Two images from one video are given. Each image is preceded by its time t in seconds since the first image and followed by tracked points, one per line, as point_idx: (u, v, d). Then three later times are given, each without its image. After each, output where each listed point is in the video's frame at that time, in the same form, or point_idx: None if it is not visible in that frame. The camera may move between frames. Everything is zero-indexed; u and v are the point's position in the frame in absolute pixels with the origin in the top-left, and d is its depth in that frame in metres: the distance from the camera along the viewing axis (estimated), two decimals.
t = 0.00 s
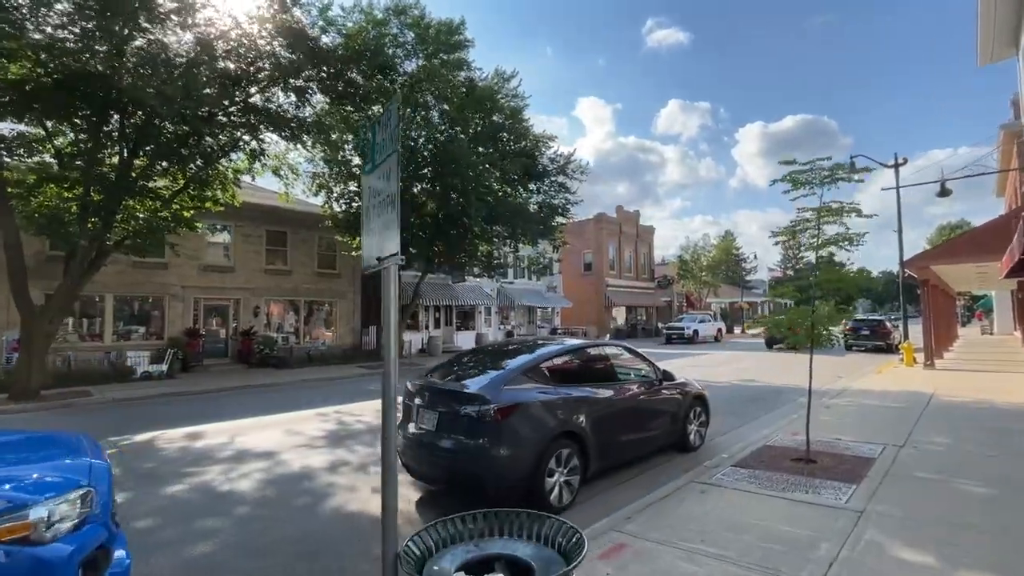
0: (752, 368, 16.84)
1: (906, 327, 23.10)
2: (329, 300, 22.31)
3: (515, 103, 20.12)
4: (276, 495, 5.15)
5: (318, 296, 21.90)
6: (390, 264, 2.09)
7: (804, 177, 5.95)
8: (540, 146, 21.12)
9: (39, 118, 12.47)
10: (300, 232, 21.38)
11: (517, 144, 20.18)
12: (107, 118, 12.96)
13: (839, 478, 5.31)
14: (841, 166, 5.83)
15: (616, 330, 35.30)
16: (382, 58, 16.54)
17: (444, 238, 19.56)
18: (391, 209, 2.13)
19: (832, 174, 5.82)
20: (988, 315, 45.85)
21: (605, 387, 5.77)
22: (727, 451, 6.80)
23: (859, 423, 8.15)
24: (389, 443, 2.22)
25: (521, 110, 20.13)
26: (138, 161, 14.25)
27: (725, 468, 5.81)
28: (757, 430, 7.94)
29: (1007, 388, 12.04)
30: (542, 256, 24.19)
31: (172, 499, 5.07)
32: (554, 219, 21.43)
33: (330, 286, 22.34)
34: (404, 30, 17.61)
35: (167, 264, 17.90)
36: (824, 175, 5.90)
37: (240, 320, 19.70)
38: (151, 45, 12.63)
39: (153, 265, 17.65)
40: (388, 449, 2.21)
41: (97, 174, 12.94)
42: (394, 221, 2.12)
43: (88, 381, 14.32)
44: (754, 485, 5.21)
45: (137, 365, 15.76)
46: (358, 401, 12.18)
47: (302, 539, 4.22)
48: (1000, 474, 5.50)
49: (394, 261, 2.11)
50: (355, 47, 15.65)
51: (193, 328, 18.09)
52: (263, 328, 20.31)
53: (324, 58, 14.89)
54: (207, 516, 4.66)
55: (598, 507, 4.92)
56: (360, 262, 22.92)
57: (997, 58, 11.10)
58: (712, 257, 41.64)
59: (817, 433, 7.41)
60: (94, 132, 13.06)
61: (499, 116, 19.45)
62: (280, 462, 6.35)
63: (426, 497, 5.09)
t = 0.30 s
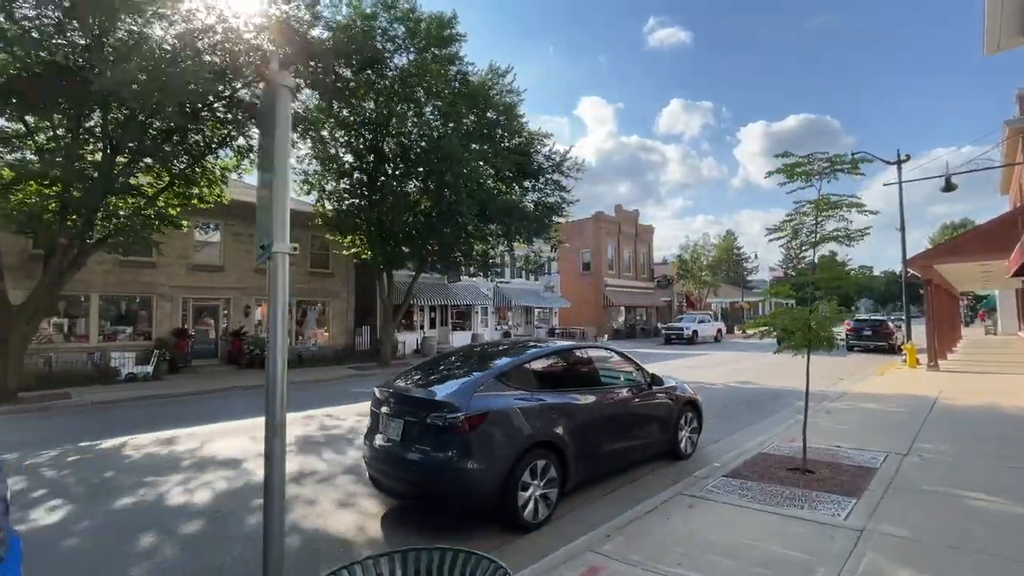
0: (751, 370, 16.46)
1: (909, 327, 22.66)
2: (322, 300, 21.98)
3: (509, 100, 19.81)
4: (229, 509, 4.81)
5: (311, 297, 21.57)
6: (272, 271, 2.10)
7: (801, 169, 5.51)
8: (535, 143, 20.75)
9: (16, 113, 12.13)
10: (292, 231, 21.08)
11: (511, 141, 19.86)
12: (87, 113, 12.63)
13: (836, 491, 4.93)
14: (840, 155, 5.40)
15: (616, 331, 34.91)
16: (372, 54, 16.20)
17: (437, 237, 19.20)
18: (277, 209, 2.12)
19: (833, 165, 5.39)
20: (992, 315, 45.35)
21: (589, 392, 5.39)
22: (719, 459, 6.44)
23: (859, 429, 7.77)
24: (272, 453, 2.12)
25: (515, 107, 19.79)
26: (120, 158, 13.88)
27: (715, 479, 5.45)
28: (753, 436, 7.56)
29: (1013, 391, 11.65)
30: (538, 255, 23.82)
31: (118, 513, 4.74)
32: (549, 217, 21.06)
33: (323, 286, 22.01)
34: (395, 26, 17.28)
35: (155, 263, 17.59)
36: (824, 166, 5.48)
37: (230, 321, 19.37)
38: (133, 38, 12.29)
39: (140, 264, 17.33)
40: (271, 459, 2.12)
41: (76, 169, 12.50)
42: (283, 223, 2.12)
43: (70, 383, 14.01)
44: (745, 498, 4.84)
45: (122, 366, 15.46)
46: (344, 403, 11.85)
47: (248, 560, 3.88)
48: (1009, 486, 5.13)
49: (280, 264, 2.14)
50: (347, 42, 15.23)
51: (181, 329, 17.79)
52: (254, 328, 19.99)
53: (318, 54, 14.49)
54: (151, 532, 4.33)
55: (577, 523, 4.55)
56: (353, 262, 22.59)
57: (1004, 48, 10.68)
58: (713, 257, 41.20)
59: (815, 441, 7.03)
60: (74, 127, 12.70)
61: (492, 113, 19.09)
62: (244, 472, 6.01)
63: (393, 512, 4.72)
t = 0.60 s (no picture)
0: (747, 370, 16.13)
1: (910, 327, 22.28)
2: (313, 300, 21.67)
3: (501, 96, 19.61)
4: (175, 522, 4.49)
5: (301, 296, 21.27)
6: (84, 248, 1.71)
7: (792, 158, 5.13)
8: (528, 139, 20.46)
9: None
10: (282, 229, 20.79)
11: (503, 138, 19.55)
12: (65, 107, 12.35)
13: (828, 501, 4.59)
14: (835, 143, 5.02)
15: (613, 331, 34.53)
16: (361, 48, 15.94)
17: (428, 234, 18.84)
18: (94, 177, 1.74)
19: (828, 152, 5.01)
20: (994, 315, 44.91)
21: (565, 395, 5.05)
22: (707, 465, 6.11)
23: (857, 433, 7.42)
24: (82, 475, 1.70)
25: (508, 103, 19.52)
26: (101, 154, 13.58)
27: (700, 487, 5.12)
28: (745, 441, 7.22)
29: (1016, 392, 11.30)
30: (532, 254, 23.46)
31: (56, 526, 4.42)
32: (543, 216, 20.74)
33: (314, 285, 21.70)
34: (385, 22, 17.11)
35: (141, 262, 17.29)
36: (817, 155, 5.10)
37: (218, 321, 19.05)
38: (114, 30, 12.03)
39: (126, 263, 17.02)
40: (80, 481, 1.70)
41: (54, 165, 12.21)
42: (104, 192, 1.75)
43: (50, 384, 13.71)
44: (730, 510, 4.50)
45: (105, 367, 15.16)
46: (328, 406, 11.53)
47: None
48: (1015, 494, 4.78)
49: (100, 238, 1.75)
50: (335, 37, 14.92)
51: (167, 329, 17.49)
52: (243, 329, 19.69)
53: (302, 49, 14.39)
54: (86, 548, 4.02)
55: (547, 537, 4.22)
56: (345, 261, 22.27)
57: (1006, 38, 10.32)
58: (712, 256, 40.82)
59: (809, 446, 6.69)
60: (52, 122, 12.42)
61: (485, 109, 18.81)
62: (202, 480, 5.69)
63: (350, 527, 4.37)
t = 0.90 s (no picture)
0: (742, 372, 15.80)
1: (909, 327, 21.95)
2: (303, 300, 21.39)
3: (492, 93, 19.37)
4: (112, 543, 4.19)
5: (291, 297, 20.99)
6: None
7: (776, 149, 4.80)
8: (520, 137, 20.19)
9: None
10: (272, 228, 20.53)
11: (495, 135, 19.28)
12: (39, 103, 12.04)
13: (813, 519, 4.27)
14: (822, 133, 4.69)
15: (609, 331, 34.23)
16: (348, 43, 15.71)
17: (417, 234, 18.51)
18: None
19: (814, 143, 4.67)
20: (993, 315, 44.57)
21: (533, 404, 4.72)
22: (688, 476, 5.79)
23: (849, 441, 7.11)
24: None
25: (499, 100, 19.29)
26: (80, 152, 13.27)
27: (678, 502, 4.81)
28: (731, 449, 6.92)
29: (1016, 396, 10.98)
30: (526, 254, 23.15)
31: None
32: (536, 215, 20.43)
33: (304, 285, 21.41)
34: (374, 18, 16.93)
35: (125, 263, 16.99)
36: (803, 146, 4.76)
37: (205, 322, 18.76)
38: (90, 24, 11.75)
39: (109, 264, 16.72)
40: None
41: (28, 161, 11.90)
42: None
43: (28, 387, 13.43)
44: (707, 529, 4.18)
45: (86, 369, 14.89)
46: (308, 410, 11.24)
47: None
48: (1013, 511, 4.46)
49: None
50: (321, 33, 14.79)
51: (152, 330, 17.18)
52: (231, 330, 19.40)
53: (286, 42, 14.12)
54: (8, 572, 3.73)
55: (508, 559, 3.90)
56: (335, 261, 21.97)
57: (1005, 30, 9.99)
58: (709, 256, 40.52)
59: (797, 455, 6.38)
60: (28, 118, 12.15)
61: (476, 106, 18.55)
62: (155, 495, 5.39)
63: (297, 549, 4.06)
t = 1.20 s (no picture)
0: (736, 372, 15.48)
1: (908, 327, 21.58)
2: (292, 299, 21.06)
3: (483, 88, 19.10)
4: (38, 560, 3.87)
5: (279, 296, 20.67)
6: None
7: (757, 134, 4.49)
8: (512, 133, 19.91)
9: None
10: (260, 227, 20.20)
11: (486, 131, 18.99)
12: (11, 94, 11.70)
13: (798, 533, 3.94)
14: (806, 115, 4.38)
15: (605, 331, 33.87)
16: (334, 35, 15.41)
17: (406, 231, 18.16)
18: None
19: (797, 126, 4.36)
20: (994, 314, 44.17)
21: (497, 408, 4.39)
22: (669, 484, 5.46)
23: (842, 445, 6.78)
24: None
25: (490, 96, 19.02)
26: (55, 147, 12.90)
27: (654, 513, 4.48)
28: (719, 455, 6.58)
29: (1017, 397, 10.64)
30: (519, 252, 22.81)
31: None
32: (528, 212, 20.12)
33: (293, 284, 21.08)
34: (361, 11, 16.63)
35: (107, 261, 16.66)
36: (786, 130, 4.45)
37: (190, 321, 18.42)
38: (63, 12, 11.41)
39: (91, 261, 16.40)
40: None
41: None
42: None
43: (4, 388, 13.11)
44: (682, 544, 3.85)
45: (64, 369, 14.54)
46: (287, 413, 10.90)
47: None
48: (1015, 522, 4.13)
49: None
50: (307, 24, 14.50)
51: (135, 329, 16.84)
52: (218, 330, 19.07)
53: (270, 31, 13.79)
54: None
55: None
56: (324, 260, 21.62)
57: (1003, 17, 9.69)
58: (707, 255, 40.17)
59: (786, 461, 6.05)
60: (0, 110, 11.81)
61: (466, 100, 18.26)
62: (100, 505, 5.06)
63: (234, 568, 3.73)
